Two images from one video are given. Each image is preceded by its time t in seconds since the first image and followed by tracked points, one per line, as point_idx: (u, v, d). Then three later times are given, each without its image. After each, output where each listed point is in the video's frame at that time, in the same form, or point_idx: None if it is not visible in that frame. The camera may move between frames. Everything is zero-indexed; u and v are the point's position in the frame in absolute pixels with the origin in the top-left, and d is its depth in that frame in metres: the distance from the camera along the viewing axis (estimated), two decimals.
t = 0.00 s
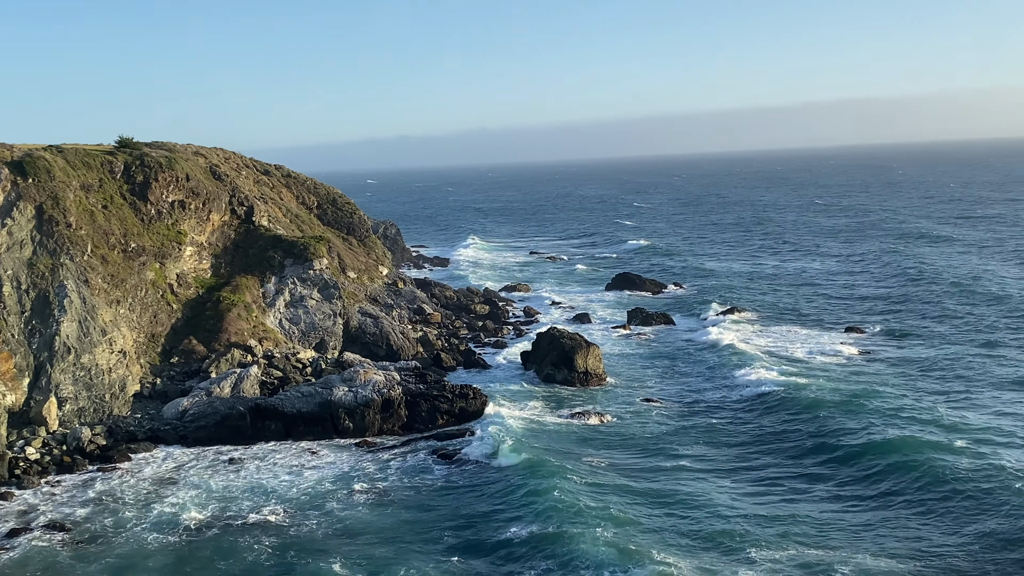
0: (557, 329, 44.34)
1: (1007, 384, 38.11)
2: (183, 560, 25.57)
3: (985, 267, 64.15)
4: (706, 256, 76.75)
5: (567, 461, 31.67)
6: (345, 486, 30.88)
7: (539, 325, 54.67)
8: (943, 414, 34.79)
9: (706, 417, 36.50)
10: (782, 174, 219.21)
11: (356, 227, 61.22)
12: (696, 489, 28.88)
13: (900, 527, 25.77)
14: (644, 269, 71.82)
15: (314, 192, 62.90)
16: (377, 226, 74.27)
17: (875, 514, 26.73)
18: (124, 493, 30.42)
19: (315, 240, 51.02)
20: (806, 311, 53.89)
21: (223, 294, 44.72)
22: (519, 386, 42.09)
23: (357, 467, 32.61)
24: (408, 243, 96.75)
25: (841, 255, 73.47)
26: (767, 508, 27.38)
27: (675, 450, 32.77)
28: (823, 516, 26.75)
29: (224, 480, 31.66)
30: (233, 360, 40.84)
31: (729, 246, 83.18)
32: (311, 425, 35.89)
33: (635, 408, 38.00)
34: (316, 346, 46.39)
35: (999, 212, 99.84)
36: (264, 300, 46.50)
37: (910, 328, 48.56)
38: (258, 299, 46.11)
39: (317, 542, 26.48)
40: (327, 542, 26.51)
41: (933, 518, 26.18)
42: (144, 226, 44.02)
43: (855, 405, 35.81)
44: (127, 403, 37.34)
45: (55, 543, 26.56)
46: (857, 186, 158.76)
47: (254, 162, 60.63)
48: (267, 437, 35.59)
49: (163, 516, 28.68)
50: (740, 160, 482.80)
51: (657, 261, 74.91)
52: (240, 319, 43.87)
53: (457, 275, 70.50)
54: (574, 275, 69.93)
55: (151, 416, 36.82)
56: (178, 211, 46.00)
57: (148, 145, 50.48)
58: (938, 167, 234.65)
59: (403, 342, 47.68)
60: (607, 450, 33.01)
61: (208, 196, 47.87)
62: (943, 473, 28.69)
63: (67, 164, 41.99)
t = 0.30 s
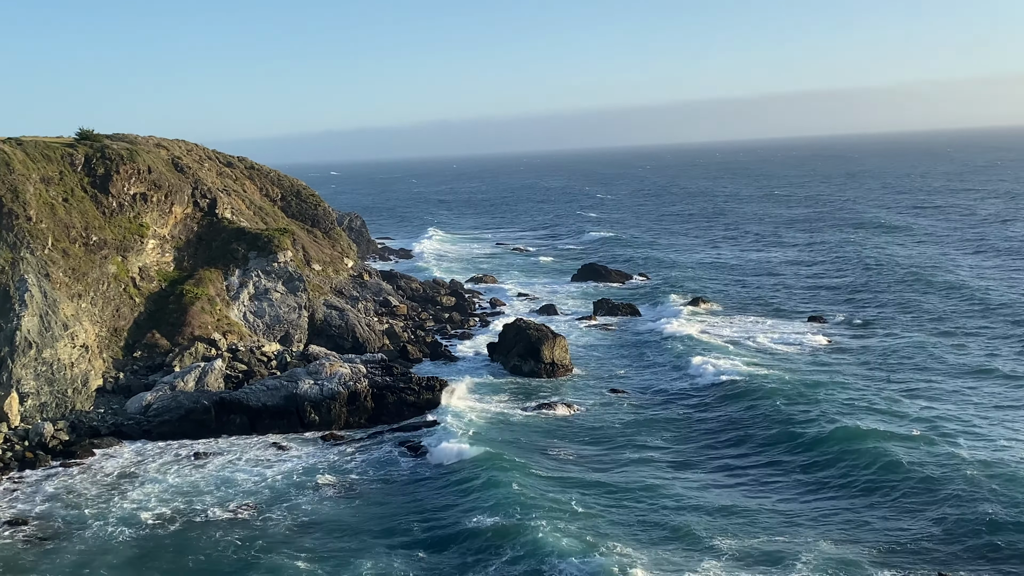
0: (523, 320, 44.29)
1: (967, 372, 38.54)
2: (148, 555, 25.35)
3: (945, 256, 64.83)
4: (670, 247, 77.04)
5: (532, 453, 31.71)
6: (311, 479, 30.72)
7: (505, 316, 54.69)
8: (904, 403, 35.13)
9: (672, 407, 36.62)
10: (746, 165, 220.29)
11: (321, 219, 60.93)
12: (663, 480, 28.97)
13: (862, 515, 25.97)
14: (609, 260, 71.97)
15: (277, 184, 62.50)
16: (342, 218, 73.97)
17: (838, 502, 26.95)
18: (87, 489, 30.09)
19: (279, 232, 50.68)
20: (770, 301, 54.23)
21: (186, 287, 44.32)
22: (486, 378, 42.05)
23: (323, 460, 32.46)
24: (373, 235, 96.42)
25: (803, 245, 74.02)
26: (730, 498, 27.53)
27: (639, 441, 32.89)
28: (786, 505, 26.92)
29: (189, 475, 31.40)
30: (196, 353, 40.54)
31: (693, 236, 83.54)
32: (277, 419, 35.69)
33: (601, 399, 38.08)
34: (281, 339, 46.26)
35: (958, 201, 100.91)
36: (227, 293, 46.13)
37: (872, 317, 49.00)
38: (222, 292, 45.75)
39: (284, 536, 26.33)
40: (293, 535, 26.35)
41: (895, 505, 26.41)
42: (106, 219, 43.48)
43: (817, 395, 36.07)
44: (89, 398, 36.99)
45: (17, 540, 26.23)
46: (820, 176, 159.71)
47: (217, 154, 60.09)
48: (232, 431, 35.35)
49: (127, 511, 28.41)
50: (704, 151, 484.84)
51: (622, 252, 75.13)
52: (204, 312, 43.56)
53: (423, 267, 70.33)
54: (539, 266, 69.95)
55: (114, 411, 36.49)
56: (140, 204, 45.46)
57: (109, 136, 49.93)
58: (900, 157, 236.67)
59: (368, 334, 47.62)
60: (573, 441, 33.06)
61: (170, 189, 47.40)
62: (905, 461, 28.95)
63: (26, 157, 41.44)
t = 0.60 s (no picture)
0: (487, 313, 44.22)
1: (924, 363, 38.93)
2: (110, 552, 25.08)
3: (903, 247, 65.45)
4: (631, 239, 77.29)
5: (495, 447, 31.69)
6: (274, 475, 30.52)
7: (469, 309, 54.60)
8: (864, 394, 35.44)
9: (635, 399, 36.73)
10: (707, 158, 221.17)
11: (282, 213, 60.58)
12: (626, 473, 29.04)
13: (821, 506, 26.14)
14: (572, 252, 72.09)
15: (238, 177, 62.04)
16: (303, 211, 73.57)
17: (798, 491, 27.13)
18: (46, 486, 29.73)
19: (240, 226, 50.28)
20: (730, 293, 54.50)
21: (146, 282, 43.86)
22: (449, 371, 41.99)
23: (286, 455, 32.26)
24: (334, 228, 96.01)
25: (764, 237, 74.46)
26: (692, 490, 27.62)
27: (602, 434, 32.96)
28: (747, 496, 27.06)
29: (150, 471, 31.10)
30: (156, 348, 40.16)
31: (654, 229, 83.83)
32: (239, 414, 35.43)
33: (565, 392, 38.14)
34: (242, 334, 46.02)
35: (915, 193, 102.01)
36: (188, 288, 45.70)
37: (831, 308, 49.40)
38: (183, 287, 45.34)
39: (248, 532, 26.16)
40: (257, 531, 26.17)
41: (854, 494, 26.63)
42: (63, 213, 42.93)
43: (778, 387, 36.31)
44: (48, 395, 36.50)
45: None
46: (779, 169, 160.52)
47: (176, 148, 59.51)
48: (193, 426, 35.06)
49: (88, 509, 28.10)
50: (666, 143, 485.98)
51: (583, 244, 75.29)
52: (164, 307, 43.17)
53: (385, 260, 70.09)
54: (502, 260, 69.92)
55: (73, 407, 36.07)
56: (99, 198, 44.93)
57: (66, 130, 49.31)
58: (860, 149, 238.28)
59: (331, 328, 47.44)
60: (537, 434, 33.09)
61: (129, 183, 46.91)
62: (865, 451, 29.22)
63: None
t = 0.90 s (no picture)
0: (447, 308, 44.07)
1: (879, 355, 39.24)
2: (66, 553, 24.71)
3: (857, 241, 65.99)
4: (589, 234, 77.45)
5: (454, 444, 31.56)
6: (232, 472, 30.23)
7: (428, 304, 54.41)
8: (820, 387, 35.65)
9: (594, 393, 36.77)
10: (664, 153, 221.85)
11: (239, 208, 60.07)
12: (586, 468, 29.07)
13: (778, 497, 26.26)
14: (530, 247, 72.10)
15: (194, 172, 61.41)
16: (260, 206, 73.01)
17: (756, 483, 27.26)
18: None
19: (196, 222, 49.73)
20: (688, 287, 54.70)
21: (101, 278, 43.22)
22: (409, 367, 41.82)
23: (243, 452, 31.95)
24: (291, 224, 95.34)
25: (721, 231, 74.80)
26: (650, 485, 27.65)
27: (561, 430, 32.93)
28: (704, 489, 27.14)
29: (105, 470, 30.66)
30: (112, 346, 39.65)
31: (611, 223, 84.06)
32: (196, 411, 35.05)
33: (524, 387, 38.12)
34: (199, 330, 45.59)
35: (868, 187, 102.88)
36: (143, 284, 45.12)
37: (788, 301, 49.67)
38: (138, 283, 44.76)
39: (206, 530, 25.87)
40: (216, 529, 25.90)
41: (811, 485, 26.77)
42: (17, 209, 42.15)
43: (736, 382, 36.44)
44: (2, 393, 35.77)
45: None
46: (735, 163, 161.42)
47: (130, 142, 58.76)
48: (150, 424, 34.63)
49: (43, 509, 27.66)
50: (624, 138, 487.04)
51: (542, 239, 75.28)
52: (120, 304, 42.58)
53: (344, 255, 69.73)
54: (460, 254, 69.79)
55: (27, 406, 35.47)
56: (53, 194, 44.18)
57: (19, 125, 48.53)
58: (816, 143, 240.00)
59: (289, 324, 47.12)
60: (496, 429, 33.04)
61: (83, 178, 46.23)
62: (823, 444, 29.42)
63: None
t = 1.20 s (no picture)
0: (403, 304, 43.86)
1: (832, 349, 39.58)
2: (15, 555, 24.28)
3: (809, 236, 66.55)
4: (544, 230, 77.50)
5: (409, 442, 31.37)
6: (185, 472, 29.86)
7: (384, 301, 54.11)
8: (774, 382, 35.89)
9: (552, 388, 36.77)
10: (618, 149, 222.39)
11: (192, 205, 59.46)
12: (542, 466, 29.06)
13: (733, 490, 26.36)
14: (486, 243, 72.03)
15: (145, 168, 60.67)
16: (213, 202, 72.31)
17: (712, 477, 27.36)
18: None
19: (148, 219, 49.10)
20: (643, 283, 54.81)
21: (51, 277, 42.38)
22: (365, 364, 41.60)
23: (196, 452, 31.59)
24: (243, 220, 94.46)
25: (674, 226, 75.08)
26: (606, 481, 27.65)
27: (517, 427, 32.83)
28: (660, 484, 27.17)
29: (56, 471, 30.17)
30: (63, 345, 39.04)
31: (566, 219, 84.20)
32: (149, 410, 34.57)
33: (481, 384, 38.04)
34: (152, 329, 45.04)
35: (819, 183, 103.74)
36: (94, 282, 44.39)
37: (742, 297, 49.90)
38: (89, 281, 44.04)
39: (160, 531, 25.53)
40: (169, 530, 25.56)
41: (765, 478, 26.86)
42: None
43: (691, 378, 36.52)
44: None
45: None
46: (688, 159, 162.24)
47: (80, 139, 57.99)
48: (102, 424, 34.09)
49: None
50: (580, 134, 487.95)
51: (496, 235, 75.16)
52: (70, 303, 41.85)
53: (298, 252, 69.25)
54: (416, 251, 69.56)
55: None
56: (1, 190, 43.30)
57: None
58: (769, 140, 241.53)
59: (243, 322, 46.76)
60: (453, 426, 32.95)
61: (33, 175, 45.49)
62: (778, 438, 29.59)
63: None
